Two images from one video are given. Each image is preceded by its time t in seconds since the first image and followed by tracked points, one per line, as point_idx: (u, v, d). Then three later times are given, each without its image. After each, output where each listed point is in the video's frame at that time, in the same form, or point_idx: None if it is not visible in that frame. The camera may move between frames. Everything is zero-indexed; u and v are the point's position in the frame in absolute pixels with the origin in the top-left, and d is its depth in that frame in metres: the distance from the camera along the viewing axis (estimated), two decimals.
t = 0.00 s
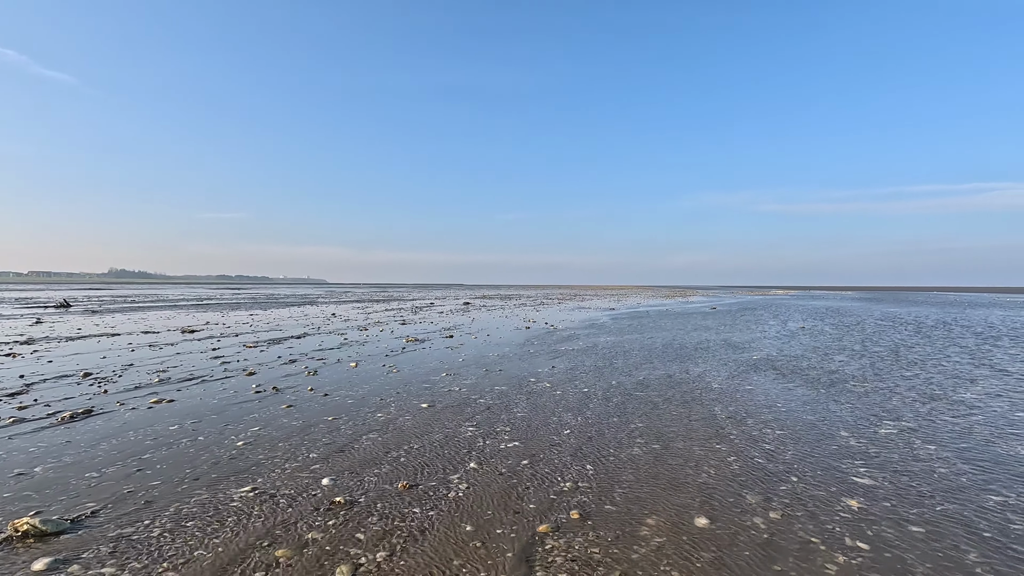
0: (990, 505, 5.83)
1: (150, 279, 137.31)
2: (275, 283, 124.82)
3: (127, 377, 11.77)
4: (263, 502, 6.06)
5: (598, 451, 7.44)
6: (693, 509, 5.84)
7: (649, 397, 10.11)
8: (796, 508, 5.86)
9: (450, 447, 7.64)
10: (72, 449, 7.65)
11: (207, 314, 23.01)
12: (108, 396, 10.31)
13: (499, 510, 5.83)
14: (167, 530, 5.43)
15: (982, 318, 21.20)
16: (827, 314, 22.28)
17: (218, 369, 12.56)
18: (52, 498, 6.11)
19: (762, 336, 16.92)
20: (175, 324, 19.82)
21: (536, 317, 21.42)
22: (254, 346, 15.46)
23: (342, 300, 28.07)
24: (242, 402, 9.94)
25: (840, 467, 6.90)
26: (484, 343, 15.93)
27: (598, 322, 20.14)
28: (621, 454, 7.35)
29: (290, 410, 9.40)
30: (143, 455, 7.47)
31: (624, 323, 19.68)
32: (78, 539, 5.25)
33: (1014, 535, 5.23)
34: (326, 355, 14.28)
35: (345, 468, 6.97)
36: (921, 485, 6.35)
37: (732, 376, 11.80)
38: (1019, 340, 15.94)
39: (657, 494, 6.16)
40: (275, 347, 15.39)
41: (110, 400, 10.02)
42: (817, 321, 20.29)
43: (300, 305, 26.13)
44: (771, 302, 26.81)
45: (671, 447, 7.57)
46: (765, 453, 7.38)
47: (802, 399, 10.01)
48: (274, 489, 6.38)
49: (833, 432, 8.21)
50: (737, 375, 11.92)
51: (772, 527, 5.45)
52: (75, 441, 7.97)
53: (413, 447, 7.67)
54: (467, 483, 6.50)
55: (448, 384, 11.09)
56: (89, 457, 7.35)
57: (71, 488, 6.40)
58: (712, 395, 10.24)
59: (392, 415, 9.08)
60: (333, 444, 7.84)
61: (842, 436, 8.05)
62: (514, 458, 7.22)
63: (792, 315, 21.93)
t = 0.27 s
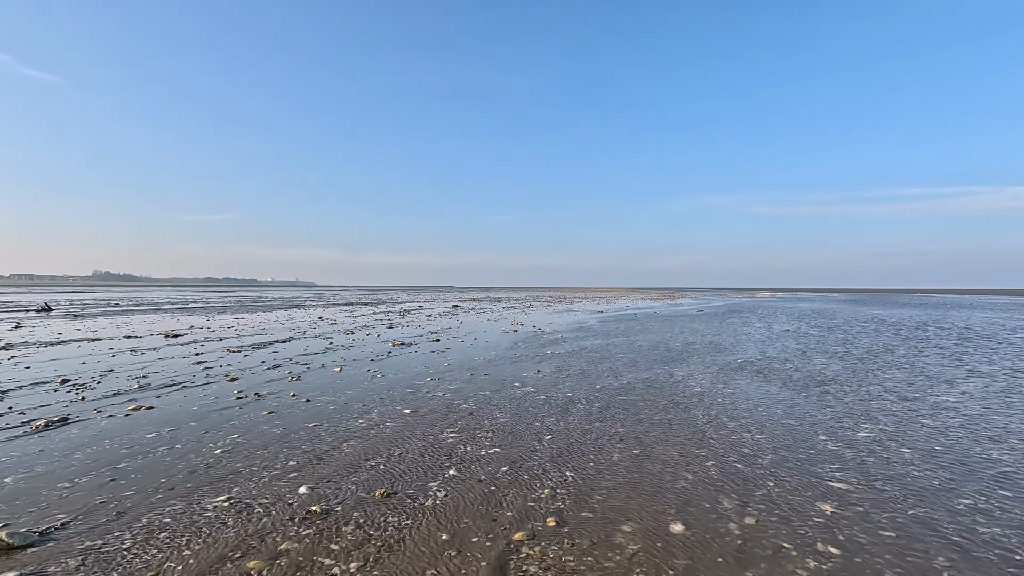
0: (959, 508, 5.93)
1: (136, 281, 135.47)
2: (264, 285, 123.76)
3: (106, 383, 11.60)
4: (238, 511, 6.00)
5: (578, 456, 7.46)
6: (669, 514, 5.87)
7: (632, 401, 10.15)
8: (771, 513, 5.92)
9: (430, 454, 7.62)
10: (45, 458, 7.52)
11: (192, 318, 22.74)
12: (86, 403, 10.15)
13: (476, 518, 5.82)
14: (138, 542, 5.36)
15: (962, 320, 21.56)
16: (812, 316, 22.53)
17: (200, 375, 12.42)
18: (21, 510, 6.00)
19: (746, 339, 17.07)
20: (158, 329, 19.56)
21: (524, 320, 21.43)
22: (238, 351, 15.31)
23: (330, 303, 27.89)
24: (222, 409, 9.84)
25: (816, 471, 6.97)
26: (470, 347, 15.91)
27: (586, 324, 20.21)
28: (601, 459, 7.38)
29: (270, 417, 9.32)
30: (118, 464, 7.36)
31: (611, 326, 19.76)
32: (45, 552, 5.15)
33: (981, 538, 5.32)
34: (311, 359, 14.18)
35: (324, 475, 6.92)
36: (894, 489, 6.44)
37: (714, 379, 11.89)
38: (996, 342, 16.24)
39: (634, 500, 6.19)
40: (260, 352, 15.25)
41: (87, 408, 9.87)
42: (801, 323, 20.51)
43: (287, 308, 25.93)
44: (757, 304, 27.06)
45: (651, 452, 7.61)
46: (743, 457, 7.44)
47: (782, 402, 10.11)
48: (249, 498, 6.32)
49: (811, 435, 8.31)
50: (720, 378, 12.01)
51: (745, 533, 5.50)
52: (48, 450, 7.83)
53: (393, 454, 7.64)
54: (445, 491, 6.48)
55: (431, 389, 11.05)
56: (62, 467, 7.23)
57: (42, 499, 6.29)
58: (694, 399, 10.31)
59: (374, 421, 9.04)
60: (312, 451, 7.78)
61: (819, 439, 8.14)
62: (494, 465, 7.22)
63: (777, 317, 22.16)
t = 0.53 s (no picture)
0: (925, 513, 6.01)
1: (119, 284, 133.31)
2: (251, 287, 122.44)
3: (79, 392, 11.36)
4: (204, 524, 5.88)
5: (554, 464, 7.45)
6: (640, 522, 5.88)
7: (611, 406, 10.17)
8: (741, 520, 5.95)
9: (406, 463, 7.55)
10: (9, 470, 7.33)
11: (172, 323, 22.38)
12: (56, 412, 9.92)
13: (447, 528, 5.78)
14: (98, 558, 5.23)
15: (940, 323, 21.93)
16: (794, 319, 22.77)
17: (176, 382, 12.22)
18: None
19: (729, 342, 17.19)
20: (137, 334, 19.23)
21: (510, 324, 21.40)
22: (217, 357, 15.08)
23: (315, 306, 27.63)
24: (197, 418, 9.68)
25: (788, 477, 7.03)
26: (454, 351, 15.85)
27: (571, 328, 20.23)
28: (576, 466, 7.38)
29: (245, 426, 9.19)
30: (84, 476, 7.20)
31: (596, 330, 19.80)
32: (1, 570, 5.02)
33: (945, 542, 5.39)
34: (291, 365, 14.02)
35: (295, 486, 6.83)
36: (863, 494, 6.51)
37: (694, 383, 11.96)
38: (971, 345, 16.54)
39: (607, 508, 6.19)
40: (239, 358, 15.05)
41: (57, 417, 9.65)
42: (783, 326, 20.73)
43: (270, 312, 25.64)
44: (741, 307, 27.30)
45: (626, 459, 7.61)
46: (717, 463, 7.48)
47: (759, 406, 10.19)
48: (217, 511, 6.20)
49: (785, 440, 8.37)
50: (700, 382, 12.08)
51: (715, 541, 5.51)
52: (13, 462, 7.64)
53: (367, 463, 7.57)
54: (418, 501, 6.42)
55: (411, 395, 10.96)
56: (26, 480, 7.05)
57: (2, 513, 6.13)
58: (673, 404, 10.35)
59: (351, 429, 8.95)
60: (286, 461, 7.67)
61: (793, 444, 8.22)
62: (468, 473, 7.17)
63: (760, 320, 22.38)
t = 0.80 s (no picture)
0: (884, 521, 6.07)
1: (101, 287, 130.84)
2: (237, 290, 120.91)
3: (44, 402, 11.08)
4: (160, 541, 5.75)
5: (523, 474, 7.42)
6: (604, 534, 5.86)
7: (586, 414, 10.15)
8: (704, 530, 5.96)
9: (373, 474, 7.47)
10: None
11: (149, 328, 21.97)
12: (17, 424, 9.66)
13: (409, 542, 5.72)
14: None
15: (916, 326, 22.29)
16: (775, 323, 23.00)
17: (146, 391, 11.97)
18: None
19: (709, 347, 17.29)
20: (111, 340, 18.82)
21: (492, 329, 21.33)
22: (191, 364, 14.82)
23: (297, 311, 27.31)
24: (164, 429, 9.48)
25: (754, 485, 7.07)
26: (433, 357, 15.74)
27: (553, 333, 20.21)
28: (545, 476, 7.35)
29: (213, 437, 9.02)
30: (40, 491, 7.01)
31: (578, 335, 19.81)
32: None
33: (901, 550, 5.46)
34: (266, 373, 13.81)
35: (259, 500, 6.72)
36: (826, 502, 6.57)
37: (671, 389, 12.00)
38: (944, 349, 16.82)
39: (572, 519, 6.17)
40: (214, 365, 14.80)
41: (18, 429, 9.39)
42: (764, 330, 20.92)
43: (251, 317, 25.28)
44: (724, 311, 27.52)
45: (596, 468, 7.61)
46: (685, 472, 7.50)
47: (733, 412, 10.26)
48: (175, 527, 6.07)
49: (755, 447, 8.43)
50: (677, 388, 12.13)
51: (676, 551, 5.52)
52: None
53: (335, 475, 7.47)
54: (382, 514, 6.34)
55: (385, 404, 10.86)
56: None
57: None
58: (648, 410, 10.37)
59: (321, 440, 8.84)
60: (251, 474, 7.54)
61: (762, 451, 8.28)
62: (436, 485, 7.11)
63: (741, 324, 22.56)
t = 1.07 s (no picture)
0: (845, 529, 6.15)
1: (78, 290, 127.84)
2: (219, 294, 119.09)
3: (5, 413, 10.76)
4: (114, 560, 5.61)
5: (491, 485, 7.39)
6: (567, 546, 5.86)
7: (560, 422, 10.14)
8: (667, 540, 5.99)
9: (341, 487, 7.39)
10: None
11: (122, 335, 21.47)
12: None
13: (371, 557, 5.66)
14: None
15: (890, 330, 22.73)
16: (753, 328, 23.27)
17: (113, 401, 11.69)
18: None
19: (687, 352, 17.42)
20: (81, 348, 18.36)
21: (473, 334, 21.24)
22: (163, 373, 14.51)
23: (277, 316, 26.95)
24: (128, 441, 9.27)
25: (720, 494, 7.14)
26: (412, 364, 15.61)
27: (534, 338, 20.20)
28: (513, 487, 7.32)
29: (179, 449, 8.84)
30: None
31: (559, 340, 19.82)
32: None
33: (858, 559, 5.53)
34: (239, 381, 13.57)
35: (220, 515, 6.59)
36: (788, 511, 6.65)
37: (646, 396, 12.06)
38: (916, 353, 17.14)
39: (536, 531, 6.15)
40: (187, 373, 14.51)
41: None
42: (742, 335, 21.15)
43: (229, 323, 24.88)
44: (705, 315, 27.77)
45: (565, 478, 7.61)
46: (653, 481, 7.53)
47: (705, 419, 10.31)
48: (131, 546, 5.93)
49: (724, 455, 8.50)
50: (652, 394, 12.19)
51: (638, 563, 5.53)
52: None
53: (301, 488, 7.36)
54: (345, 528, 6.27)
55: (359, 413, 10.76)
56: None
57: None
58: (621, 418, 10.40)
59: (290, 451, 8.71)
60: (215, 488, 7.40)
61: (730, 459, 8.35)
62: (403, 497, 7.05)
63: (721, 329, 22.78)
